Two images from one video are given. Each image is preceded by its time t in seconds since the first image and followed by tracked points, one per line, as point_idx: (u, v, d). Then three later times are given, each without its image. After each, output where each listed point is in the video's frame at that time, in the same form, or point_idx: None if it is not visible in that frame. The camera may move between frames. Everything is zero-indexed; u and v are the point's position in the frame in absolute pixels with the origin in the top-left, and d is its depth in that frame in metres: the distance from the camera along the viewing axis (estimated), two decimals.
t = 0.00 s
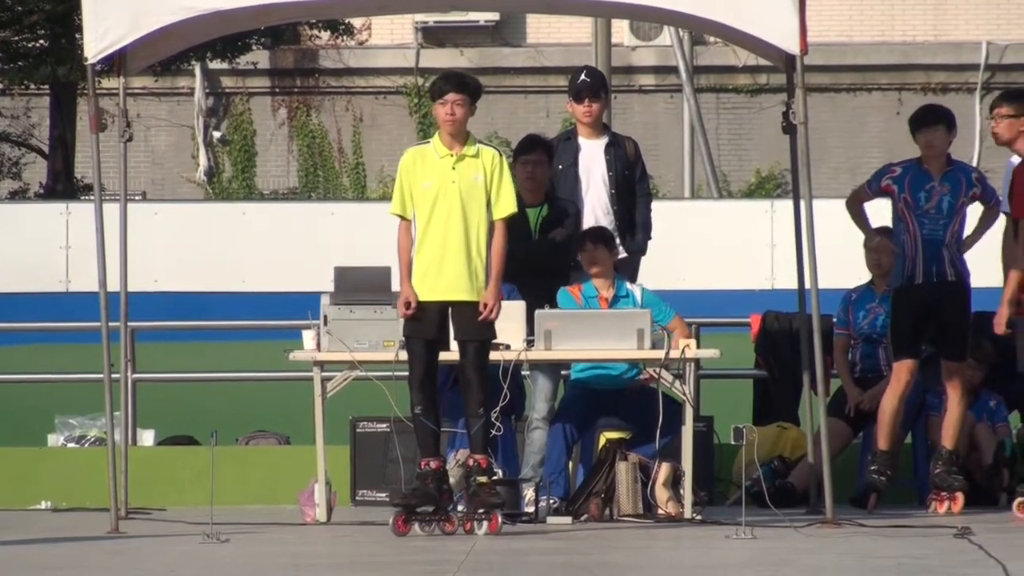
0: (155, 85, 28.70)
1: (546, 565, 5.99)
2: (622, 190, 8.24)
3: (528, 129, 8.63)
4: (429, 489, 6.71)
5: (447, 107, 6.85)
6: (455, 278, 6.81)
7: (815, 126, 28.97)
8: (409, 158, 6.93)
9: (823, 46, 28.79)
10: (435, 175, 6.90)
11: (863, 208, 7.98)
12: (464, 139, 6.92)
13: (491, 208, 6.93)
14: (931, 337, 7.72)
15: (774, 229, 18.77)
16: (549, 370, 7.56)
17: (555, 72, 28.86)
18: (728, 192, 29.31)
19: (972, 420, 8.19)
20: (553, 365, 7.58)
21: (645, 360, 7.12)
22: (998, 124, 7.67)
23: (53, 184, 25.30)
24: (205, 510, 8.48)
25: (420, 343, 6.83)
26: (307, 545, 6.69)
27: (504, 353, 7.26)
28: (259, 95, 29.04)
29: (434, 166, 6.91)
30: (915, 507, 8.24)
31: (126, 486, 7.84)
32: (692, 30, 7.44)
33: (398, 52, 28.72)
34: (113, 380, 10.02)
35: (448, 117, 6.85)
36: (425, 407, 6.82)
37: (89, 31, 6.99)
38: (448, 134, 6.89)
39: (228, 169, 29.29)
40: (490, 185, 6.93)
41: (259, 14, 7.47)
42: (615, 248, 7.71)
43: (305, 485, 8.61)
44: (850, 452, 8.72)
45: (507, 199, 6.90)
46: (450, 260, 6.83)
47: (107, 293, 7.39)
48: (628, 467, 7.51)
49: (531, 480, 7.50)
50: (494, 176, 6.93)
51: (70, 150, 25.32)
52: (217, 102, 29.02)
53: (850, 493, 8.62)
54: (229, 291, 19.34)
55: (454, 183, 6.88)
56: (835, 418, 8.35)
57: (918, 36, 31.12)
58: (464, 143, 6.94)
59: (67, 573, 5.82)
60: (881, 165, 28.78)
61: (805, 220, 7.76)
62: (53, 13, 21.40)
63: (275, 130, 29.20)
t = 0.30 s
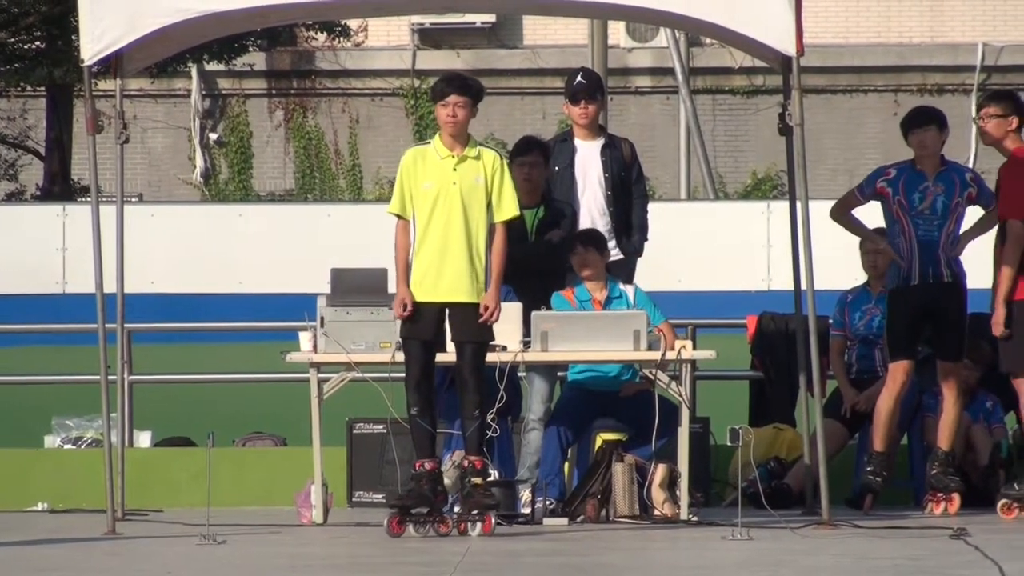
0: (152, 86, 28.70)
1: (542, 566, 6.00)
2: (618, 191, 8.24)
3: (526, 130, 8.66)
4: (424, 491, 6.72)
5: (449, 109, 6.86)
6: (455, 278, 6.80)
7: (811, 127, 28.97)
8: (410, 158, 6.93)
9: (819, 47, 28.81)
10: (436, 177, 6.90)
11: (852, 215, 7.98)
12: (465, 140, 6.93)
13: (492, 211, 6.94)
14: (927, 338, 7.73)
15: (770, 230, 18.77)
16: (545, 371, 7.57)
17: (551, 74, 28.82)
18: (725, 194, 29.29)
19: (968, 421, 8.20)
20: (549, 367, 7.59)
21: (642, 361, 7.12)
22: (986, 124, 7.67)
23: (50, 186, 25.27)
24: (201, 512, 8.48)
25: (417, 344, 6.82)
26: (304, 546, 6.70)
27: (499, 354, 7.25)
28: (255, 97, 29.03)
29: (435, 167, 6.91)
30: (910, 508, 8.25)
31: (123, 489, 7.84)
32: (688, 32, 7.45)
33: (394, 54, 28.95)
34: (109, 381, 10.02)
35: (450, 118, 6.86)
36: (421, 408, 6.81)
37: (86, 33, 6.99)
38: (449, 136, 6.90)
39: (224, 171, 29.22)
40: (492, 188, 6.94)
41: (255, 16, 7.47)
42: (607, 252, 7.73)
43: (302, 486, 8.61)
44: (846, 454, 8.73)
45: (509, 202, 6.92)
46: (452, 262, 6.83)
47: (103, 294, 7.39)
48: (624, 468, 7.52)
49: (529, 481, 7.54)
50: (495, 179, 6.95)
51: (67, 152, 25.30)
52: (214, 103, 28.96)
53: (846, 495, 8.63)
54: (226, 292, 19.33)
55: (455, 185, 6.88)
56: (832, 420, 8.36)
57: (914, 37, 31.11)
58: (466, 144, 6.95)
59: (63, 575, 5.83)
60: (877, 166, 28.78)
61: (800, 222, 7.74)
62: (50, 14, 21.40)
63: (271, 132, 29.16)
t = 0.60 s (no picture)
0: (148, 87, 28.70)
1: (540, 568, 5.99)
2: (614, 192, 8.27)
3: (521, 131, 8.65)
4: (416, 492, 6.69)
5: (450, 110, 6.84)
6: (453, 280, 6.81)
7: (808, 128, 28.96)
8: (408, 159, 6.91)
9: (816, 49, 28.81)
10: (434, 178, 6.89)
11: (847, 216, 7.96)
12: (464, 141, 6.92)
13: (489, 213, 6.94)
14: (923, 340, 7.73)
15: (767, 231, 18.74)
16: (542, 372, 7.58)
17: (548, 75, 28.81)
18: (722, 195, 29.26)
19: (965, 424, 8.19)
20: (546, 368, 7.61)
21: (638, 362, 7.13)
22: (974, 125, 7.67)
23: (47, 187, 25.22)
24: (197, 512, 8.48)
25: (413, 344, 6.81)
26: (301, 548, 6.69)
27: (496, 355, 7.24)
28: (252, 99, 29.01)
29: (434, 167, 6.90)
30: (908, 509, 8.23)
31: (119, 489, 7.83)
32: (686, 33, 7.45)
33: (390, 56, 29.02)
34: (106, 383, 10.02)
35: (451, 119, 6.84)
36: (415, 408, 6.80)
37: (82, 34, 7.00)
38: (448, 138, 6.89)
39: (221, 172, 29.16)
40: (489, 189, 6.94)
41: (252, 19, 7.48)
42: (603, 254, 7.73)
43: (299, 487, 8.60)
44: (844, 455, 8.72)
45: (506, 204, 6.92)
46: (449, 262, 6.83)
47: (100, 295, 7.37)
48: (621, 470, 7.50)
49: (525, 482, 7.55)
50: (493, 181, 6.95)
51: (64, 153, 25.26)
52: (210, 104, 28.94)
53: (843, 496, 8.62)
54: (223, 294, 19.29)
55: (454, 187, 6.88)
56: (830, 420, 8.37)
57: (911, 38, 31.09)
58: (465, 146, 6.94)
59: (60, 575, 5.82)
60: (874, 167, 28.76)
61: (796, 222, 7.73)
62: (47, 16, 21.44)
63: (268, 133, 29.13)
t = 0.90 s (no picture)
0: (145, 88, 28.70)
1: (537, 568, 5.99)
2: (611, 193, 8.27)
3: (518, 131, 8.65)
4: (411, 492, 6.72)
5: (453, 113, 6.85)
6: (447, 283, 6.82)
7: (805, 128, 28.99)
8: (405, 159, 6.90)
9: (813, 49, 28.83)
10: (430, 179, 6.89)
11: (842, 217, 7.95)
12: (461, 145, 6.92)
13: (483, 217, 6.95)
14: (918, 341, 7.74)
15: (764, 231, 18.77)
16: (539, 373, 7.58)
17: (545, 75, 28.84)
18: (719, 195, 29.29)
19: (961, 424, 8.20)
20: (543, 368, 7.61)
21: (635, 362, 7.10)
22: (963, 125, 7.66)
23: (43, 187, 25.19)
24: (195, 513, 8.47)
25: (405, 344, 6.82)
26: (297, 548, 6.70)
27: (493, 356, 7.22)
28: (249, 99, 29.01)
29: (430, 169, 6.90)
30: (905, 510, 8.24)
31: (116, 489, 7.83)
32: (683, 33, 7.44)
33: (387, 56, 29.02)
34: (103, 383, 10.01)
35: (454, 121, 6.86)
36: (410, 408, 6.79)
37: (79, 35, 7.01)
38: (446, 140, 6.90)
39: (218, 172, 29.23)
40: (484, 193, 6.94)
41: (248, 19, 7.49)
42: (599, 255, 7.74)
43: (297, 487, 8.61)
44: (841, 454, 8.73)
45: (501, 209, 6.92)
46: (442, 265, 6.83)
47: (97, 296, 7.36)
48: (618, 470, 7.50)
49: (522, 482, 7.50)
50: (488, 186, 6.95)
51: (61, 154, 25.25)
52: (207, 105, 28.98)
53: (840, 496, 8.63)
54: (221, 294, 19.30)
55: (449, 190, 6.88)
56: (827, 421, 8.38)
57: (908, 39, 31.10)
58: (461, 150, 6.95)
59: None
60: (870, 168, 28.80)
61: (793, 223, 7.74)
62: (43, 17, 21.48)
63: (265, 133, 29.17)
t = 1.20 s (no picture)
0: (142, 89, 28.69)
1: (534, 569, 5.99)
2: (608, 194, 8.25)
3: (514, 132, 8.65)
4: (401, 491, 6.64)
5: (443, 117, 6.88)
6: (437, 287, 6.82)
7: (802, 129, 28.98)
8: (393, 163, 6.88)
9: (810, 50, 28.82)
10: (417, 183, 6.89)
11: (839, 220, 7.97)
12: (447, 148, 6.96)
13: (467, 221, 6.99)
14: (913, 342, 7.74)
15: (761, 232, 18.76)
16: (535, 373, 7.56)
17: (542, 76, 28.86)
18: (716, 196, 29.28)
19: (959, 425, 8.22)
20: (540, 369, 7.58)
21: (632, 363, 7.10)
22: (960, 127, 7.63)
23: (41, 188, 25.18)
24: (191, 514, 8.47)
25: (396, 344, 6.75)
26: (293, 549, 6.69)
27: (490, 356, 7.24)
28: (246, 100, 28.98)
29: (418, 173, 6.90)
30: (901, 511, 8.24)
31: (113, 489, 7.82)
32: (680, 35, 7.44)
33: (384, 56, 29.02)
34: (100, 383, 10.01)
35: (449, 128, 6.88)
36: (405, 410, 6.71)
37: (76, 35, 7.00)
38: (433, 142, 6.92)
39: (215, 173, 29.23)
40: (467, 196, 6.98)
41: (245, 20, 7.48)
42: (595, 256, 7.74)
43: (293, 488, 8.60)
44: (838, 454, 8.75)
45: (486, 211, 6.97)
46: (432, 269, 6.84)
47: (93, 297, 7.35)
48: (615, 470, 7.51)
49: (519, 483, 7.51)
50: (471, 189, 6.99)
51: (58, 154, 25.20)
52: (204, 106, 28.97)
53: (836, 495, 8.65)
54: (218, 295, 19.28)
55: (437, 193, 6.90)
56: (822, 421, 8.38)
57: (906, 39, 31.09)
58: (446, 153, 6.97)
59: None
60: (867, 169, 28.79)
61: (788, 223, 7.72)
62: (40, 18, 21.48)
63: (262, 135, 29.12)
